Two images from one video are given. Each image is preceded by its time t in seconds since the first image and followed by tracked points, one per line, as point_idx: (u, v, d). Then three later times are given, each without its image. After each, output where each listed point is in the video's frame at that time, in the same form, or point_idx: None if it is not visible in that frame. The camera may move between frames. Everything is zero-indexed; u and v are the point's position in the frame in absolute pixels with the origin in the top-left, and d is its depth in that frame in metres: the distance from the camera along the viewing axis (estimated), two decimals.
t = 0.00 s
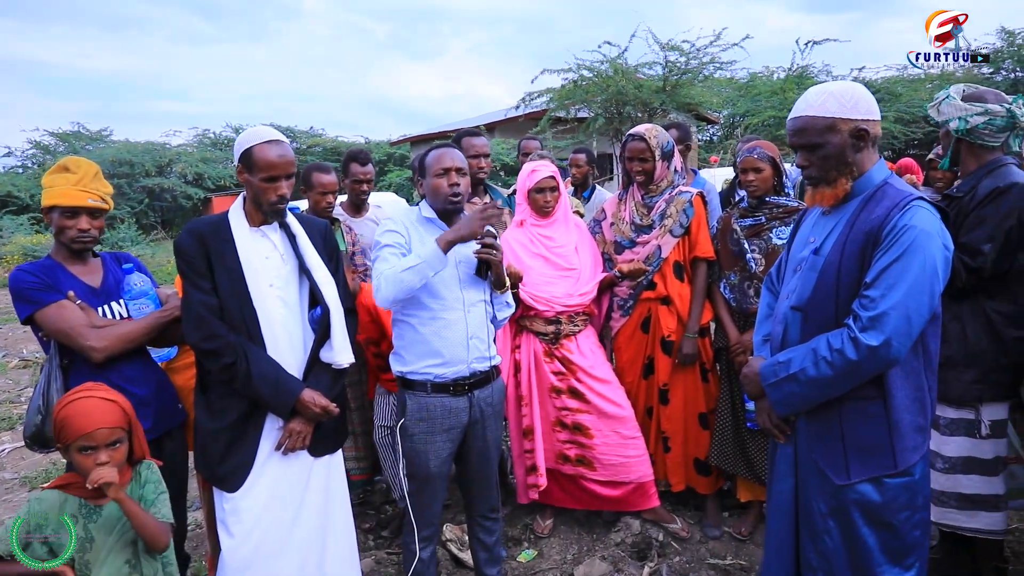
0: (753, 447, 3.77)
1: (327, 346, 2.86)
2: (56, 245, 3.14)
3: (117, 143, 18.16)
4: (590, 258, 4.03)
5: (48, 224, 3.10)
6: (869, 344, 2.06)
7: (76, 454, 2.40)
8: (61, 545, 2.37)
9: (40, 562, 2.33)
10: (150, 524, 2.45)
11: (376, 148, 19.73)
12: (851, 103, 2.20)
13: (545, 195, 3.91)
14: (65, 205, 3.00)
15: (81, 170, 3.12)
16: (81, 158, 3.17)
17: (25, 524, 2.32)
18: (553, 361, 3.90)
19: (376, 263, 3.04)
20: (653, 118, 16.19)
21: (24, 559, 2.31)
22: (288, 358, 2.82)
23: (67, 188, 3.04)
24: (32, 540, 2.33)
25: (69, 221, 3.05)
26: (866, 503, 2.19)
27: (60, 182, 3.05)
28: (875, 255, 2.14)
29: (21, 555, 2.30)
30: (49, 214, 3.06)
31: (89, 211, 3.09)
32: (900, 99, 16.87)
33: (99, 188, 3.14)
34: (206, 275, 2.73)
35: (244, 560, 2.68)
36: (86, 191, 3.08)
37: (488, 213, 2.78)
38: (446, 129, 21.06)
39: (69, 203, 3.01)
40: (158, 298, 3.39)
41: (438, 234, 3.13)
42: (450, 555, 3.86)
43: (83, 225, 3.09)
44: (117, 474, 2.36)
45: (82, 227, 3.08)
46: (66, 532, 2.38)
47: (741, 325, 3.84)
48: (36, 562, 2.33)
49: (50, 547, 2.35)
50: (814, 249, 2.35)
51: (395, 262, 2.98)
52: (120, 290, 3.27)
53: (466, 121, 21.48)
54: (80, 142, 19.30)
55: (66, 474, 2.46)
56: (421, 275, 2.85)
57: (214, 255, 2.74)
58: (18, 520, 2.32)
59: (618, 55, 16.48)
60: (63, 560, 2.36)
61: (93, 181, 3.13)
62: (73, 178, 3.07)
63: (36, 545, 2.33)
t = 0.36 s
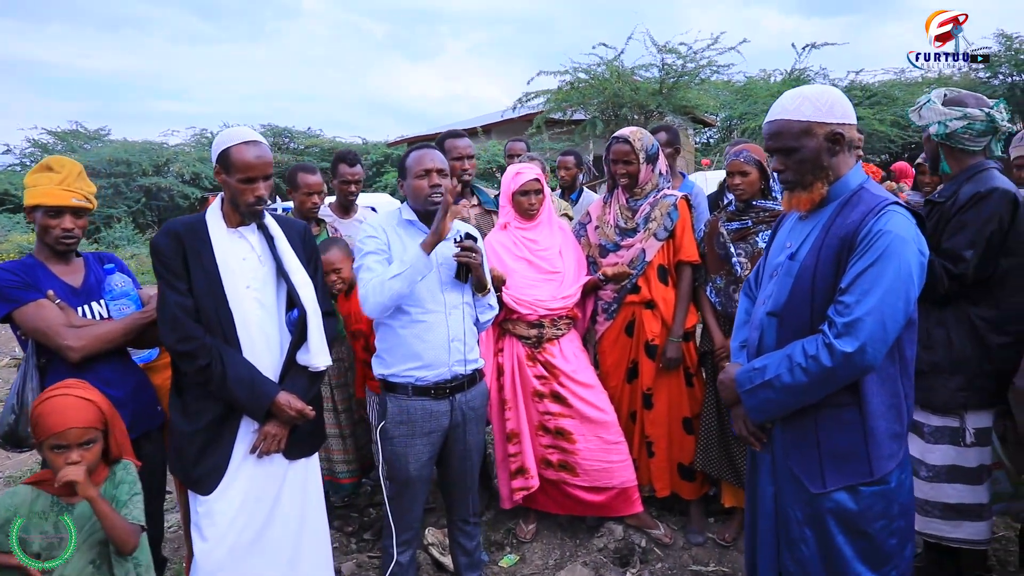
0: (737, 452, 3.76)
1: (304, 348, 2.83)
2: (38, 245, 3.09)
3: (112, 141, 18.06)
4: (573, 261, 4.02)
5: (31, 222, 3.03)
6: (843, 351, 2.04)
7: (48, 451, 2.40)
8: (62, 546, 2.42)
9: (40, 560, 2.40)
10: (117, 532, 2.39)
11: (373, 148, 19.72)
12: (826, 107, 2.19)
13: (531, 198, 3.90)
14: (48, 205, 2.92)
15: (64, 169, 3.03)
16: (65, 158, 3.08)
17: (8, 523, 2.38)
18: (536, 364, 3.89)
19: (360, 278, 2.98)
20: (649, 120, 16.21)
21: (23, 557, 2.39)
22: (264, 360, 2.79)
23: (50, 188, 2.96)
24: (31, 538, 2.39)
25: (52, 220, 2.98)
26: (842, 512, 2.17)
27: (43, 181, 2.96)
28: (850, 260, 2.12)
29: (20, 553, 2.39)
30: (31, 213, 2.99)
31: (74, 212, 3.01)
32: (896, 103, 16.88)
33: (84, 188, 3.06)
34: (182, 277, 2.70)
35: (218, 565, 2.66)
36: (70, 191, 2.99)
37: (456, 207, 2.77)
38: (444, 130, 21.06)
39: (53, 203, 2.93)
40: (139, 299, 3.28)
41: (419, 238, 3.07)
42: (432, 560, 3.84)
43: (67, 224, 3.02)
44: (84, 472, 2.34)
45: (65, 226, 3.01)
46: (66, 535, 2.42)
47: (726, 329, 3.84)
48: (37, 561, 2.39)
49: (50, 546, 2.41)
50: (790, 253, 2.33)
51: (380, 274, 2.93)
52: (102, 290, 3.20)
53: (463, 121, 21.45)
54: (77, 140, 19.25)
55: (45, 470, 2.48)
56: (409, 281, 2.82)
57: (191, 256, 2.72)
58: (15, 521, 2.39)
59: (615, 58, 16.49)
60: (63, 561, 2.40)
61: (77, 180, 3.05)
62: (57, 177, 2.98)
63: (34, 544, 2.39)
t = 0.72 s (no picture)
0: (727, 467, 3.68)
1: (281, 355, 2.81)
2: (24, 247, 3.03)
3: (125, 144, 18.15)
4: (563, 270, 4.00)
5: (15, 224, 3.01)
6: (821, 367, 1.98)
7: (7, 454, 2.13)
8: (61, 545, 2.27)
9: (40, 563, 2.20)
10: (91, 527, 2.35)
11: (383, 154, 19.73)
12: (809, 118, 2.14)
13: (520, 206, 3.91)
14: (32, 207, 2.90)
15: (49, 172, 3.01)
16: (49, 161, 3.06)
17: None
18: (523, 375, 3.85)
19: (325, 300, 2.97)
20: (659, 129, 16.13)
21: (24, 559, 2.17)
22: (242, 367, 2.77)
23: (35, 191, 2.94)
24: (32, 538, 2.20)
25: (36, 223, 2.96)
26: (819, 533, 2.11)
27: (28, 183, 2.95)
28: (829, 275, 2.07)
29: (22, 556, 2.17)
30: (17, 216, 2.97)
31: (58, 214, 2.99)
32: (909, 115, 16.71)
33: (69, 191, 3.04)
34: (160, 282, 2.70)
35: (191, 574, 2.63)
36: (54, 193, 2.97)
37: (423, 252, 2.87)
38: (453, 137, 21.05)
39: (37, 206, 2.91)
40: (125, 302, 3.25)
41: (399, 247, 3.03)
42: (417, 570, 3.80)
43: (52, 227, 3.00)
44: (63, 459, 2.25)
45: (50, 229, 2.98)
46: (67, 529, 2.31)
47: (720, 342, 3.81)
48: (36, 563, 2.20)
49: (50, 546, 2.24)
50: (771, 267, 2.29)
51: (344, 302, 2.91)
52: (86, 292, 3.14)
53: (474, 128, 21.44)
54: (92, 143, 19.37)
55: None
56: (368, 318, 2.83)
57: (169, 262, 2.71)
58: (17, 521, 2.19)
59: (625, 66, 16.44)
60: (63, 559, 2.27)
61: (62, 183, 3.04)
62: (41, 180, 2.97)
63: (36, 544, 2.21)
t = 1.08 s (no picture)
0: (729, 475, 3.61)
1: (271, 360, 2.82)
2: (22, 255, 3.08)
3: (147, 148, 18.39)
4: (564, 274, 3.97)
5: (12, 231, 3.04)
6: (809, 377, 1.92)
7: None
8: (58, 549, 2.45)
9: (39, 562, 2.37)
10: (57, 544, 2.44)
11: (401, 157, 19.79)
12: (799, 119, 2.08)
13: (519, 209, 3.89)
14: (26, 213, 2.93)
15: (43, 178, 3.05)
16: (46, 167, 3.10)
17: None
18: (523, 379, 3.81)
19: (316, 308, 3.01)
20: (676, 131, 15.96)
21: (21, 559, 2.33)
22: (232, 373, 2.78)
23: (31, 197, 2.97)
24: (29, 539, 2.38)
25: (32, 228, 2.99)
26: (809, 546, 2.05)
27: (23, 190, 2.98)
28: (819, 281, 2.01)
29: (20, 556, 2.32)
30: (13, 222, 3.00)
31: (53, 219, 3.02)
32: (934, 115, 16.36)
33: (63, 197, 3.07)
34: (150, 288, 2.71)
35: None
36: (49, 199, 3.01)
37: (410, 257, 2.88)
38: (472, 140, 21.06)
39: (32, 211, 2.94)
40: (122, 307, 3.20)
41: (390, 253, 3.07)
42: None
43: (47, 232, 3.02)
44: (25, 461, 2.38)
45: (45, 234, 3.01)
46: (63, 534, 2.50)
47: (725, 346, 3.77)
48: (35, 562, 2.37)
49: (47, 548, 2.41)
50: (762, 273, 2.24)
51: (334, 309, 2.95)
52: (84, 298, 3.16)
53: (492, 131, 21.40)
54: (117, 148, 19.64)
55: None
56: (358, 325, 2.87)
57: (159, 268, 2.72)
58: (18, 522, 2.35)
59: (643, 67, 16.31)
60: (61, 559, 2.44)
61: (58, 189, 3.07)
62: (36, 186, 3.00)
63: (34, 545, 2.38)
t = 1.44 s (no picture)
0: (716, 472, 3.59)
1: (248, 359, 2.80)
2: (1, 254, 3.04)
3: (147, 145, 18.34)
4: (550, 270, 3.96)
5: None
6: (781, 377, 1.90)
7: None
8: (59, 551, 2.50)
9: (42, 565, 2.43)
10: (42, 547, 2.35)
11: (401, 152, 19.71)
12: (774, 115, 2.05)
13: (504, 206, 3.89)
14: (5, 210, 2.90)
15: (20, 176, 3.03)
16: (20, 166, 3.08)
17: None
18: (510, 376, 3.79)
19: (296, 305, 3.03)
20: (677, 124, 15.85)
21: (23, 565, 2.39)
22: (209, 373, 2.77)
23: (10, 194, 2.95)
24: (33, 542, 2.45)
25: (12, 225, 2.95)
26: (784, 548, 2.02)
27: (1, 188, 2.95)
28: (793, 280, 1.99)
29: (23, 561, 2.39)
30: None
31: (33, 216, 3.00)
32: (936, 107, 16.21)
33: (41, 193, 3.06)
34: (126, 287, 2.69)
35: None
36: (29, 195, 2.99)
37: (388, 255, 2.88)
38: (472, 135, 20.95)
39: (10, 208, 2.91)
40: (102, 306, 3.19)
41: (369, 250, 3.10)
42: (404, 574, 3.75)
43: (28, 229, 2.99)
44: None
45: (26, 230, 2.97)
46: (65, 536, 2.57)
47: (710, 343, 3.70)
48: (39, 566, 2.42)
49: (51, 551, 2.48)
50: (737, 271, 2.22)
51: (314, 308, 2.97)
52: (62, 298, 3.14)
53: (494, 125, 21.29)
54: (117, 144, 19.59)
55: None
56: (337, 323, 2.89)
57: (136, 268, 2.71)
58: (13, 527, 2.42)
59: (644, 60, 16.20)
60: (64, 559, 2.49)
61: (35, 186, 3.05)
62: (14, 183, 2.98)
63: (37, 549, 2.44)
